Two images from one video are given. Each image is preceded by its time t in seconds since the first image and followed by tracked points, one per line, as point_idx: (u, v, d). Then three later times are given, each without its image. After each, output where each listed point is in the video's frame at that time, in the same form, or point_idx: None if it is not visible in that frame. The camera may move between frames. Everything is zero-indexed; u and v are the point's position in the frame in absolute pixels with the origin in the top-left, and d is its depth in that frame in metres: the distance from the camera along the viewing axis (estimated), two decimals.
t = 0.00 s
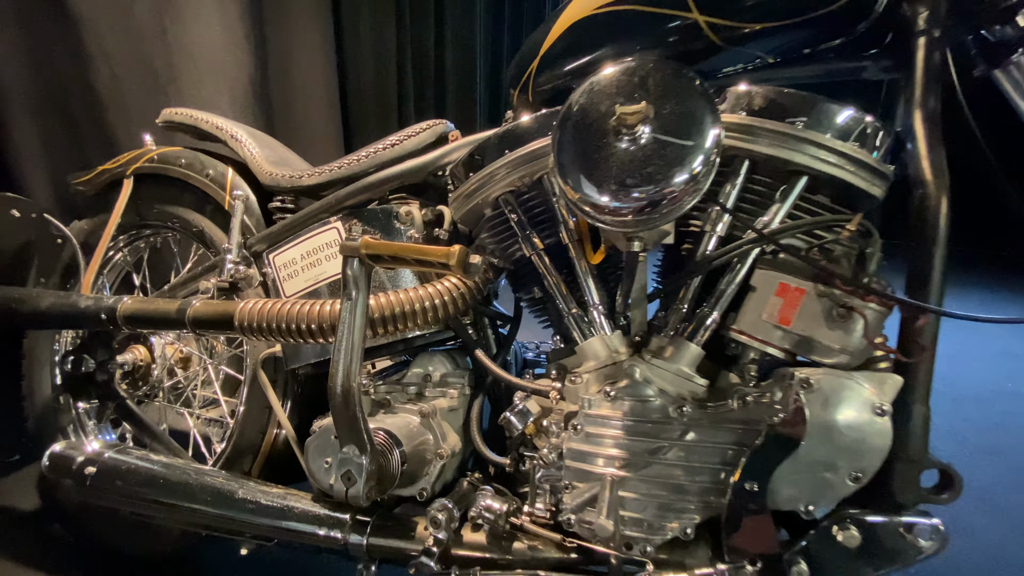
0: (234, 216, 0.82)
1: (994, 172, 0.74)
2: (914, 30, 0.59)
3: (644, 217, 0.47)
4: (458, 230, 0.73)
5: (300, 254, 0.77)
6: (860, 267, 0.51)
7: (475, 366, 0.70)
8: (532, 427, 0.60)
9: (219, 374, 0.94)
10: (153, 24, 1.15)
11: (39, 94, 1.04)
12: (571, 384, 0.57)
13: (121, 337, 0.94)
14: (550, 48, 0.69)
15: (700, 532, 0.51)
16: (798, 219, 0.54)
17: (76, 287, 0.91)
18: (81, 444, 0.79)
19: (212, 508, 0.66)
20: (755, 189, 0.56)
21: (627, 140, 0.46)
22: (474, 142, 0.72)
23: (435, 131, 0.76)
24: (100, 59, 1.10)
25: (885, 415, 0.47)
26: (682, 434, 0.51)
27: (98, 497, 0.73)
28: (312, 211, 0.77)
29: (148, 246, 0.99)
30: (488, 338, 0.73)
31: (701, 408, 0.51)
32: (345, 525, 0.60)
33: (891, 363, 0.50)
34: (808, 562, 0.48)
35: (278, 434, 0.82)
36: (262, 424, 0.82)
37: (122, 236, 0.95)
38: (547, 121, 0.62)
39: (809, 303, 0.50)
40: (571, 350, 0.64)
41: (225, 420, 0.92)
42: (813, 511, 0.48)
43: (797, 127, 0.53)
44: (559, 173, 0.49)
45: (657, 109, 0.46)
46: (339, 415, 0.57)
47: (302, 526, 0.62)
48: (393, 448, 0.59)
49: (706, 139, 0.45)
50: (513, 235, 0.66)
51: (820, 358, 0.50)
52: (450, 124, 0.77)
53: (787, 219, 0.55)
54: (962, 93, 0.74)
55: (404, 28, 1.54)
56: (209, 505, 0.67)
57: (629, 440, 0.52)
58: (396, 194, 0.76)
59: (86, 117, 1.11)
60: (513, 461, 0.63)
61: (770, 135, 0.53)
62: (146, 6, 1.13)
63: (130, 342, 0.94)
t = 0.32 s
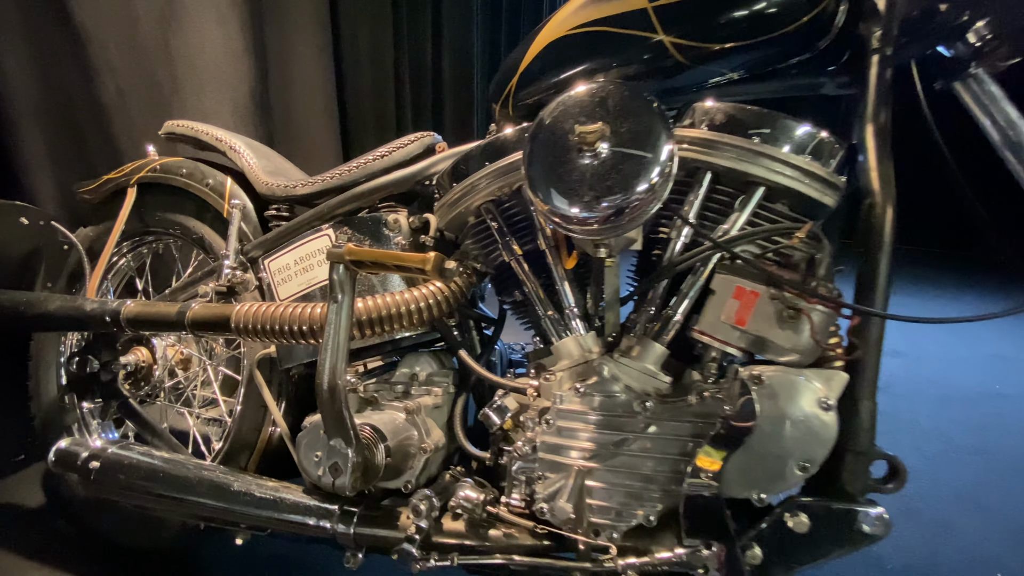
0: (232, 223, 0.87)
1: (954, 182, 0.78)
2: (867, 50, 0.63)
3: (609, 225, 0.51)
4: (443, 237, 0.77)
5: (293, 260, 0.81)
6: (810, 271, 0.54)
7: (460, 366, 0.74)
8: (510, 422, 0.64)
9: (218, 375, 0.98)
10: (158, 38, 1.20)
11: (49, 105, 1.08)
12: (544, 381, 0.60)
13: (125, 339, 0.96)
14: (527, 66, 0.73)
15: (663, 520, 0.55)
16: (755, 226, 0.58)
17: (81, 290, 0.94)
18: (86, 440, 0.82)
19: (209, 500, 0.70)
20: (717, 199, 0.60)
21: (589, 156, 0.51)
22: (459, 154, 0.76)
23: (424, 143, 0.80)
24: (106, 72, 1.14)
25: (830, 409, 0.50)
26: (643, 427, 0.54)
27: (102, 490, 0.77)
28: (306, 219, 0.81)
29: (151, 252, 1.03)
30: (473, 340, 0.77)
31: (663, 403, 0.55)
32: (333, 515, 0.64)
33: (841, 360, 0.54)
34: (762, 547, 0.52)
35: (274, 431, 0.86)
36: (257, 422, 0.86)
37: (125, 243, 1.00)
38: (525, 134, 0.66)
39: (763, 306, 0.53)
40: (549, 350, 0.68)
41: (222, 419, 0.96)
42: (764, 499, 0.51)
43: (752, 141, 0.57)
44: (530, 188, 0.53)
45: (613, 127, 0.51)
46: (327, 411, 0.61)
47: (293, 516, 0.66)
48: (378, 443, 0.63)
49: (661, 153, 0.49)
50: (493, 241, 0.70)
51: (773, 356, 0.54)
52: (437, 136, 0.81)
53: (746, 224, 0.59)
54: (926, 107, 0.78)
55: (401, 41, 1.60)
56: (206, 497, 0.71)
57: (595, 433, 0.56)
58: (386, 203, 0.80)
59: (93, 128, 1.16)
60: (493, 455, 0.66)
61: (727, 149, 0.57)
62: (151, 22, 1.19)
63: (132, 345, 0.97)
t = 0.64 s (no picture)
0: (228, 229, 0.91)
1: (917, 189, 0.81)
2: (823, 66, 0.67)
3: (576, 230, 0.55)
4: (427, 242, 0.81)
5: (285, 264, 0.86)
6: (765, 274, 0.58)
7: (443, 365, 0.78)
8: (487, 417, 0.67)
9: (216, 374, 1.02)
10: (160, 50, 1.25)
11: (55, 115, 1.13)
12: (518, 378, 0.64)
13: (126, 339, 1.01)
14: (505, 82, 0.77)
15: (627, 506, 0.59)
16: (715, 231, 0.62)
17: (84, 293, 0.99)
18: (88, 435, 0.86)
19: (204, 491, 0.74)
20: (682, 206, 0.64)
21: (554, 168, 0.55)
22: (443, 162, 0.79)
23: (411, 152, 0.84)
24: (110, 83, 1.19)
25: (780, 402, 0.54)
26: (606, 419, 0.58)
27: (103, 483, 0.81)
28: (298, 225, 0.85)
29: (151, 256, 1.07)
30: (458, 339, 0.81)
31: (627, 397, 0.58)
32: (321, 505, 0.68)
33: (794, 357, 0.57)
34: (719, 530, 0.55)
35: (267, 428, 0.90)
36: (252, 420, 0.89)
37: (127, 247, 1.04)
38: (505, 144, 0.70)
39: (719, 306, 0.57)
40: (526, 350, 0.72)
41: (219, 417, 0.99)
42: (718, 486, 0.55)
43: (711, 152, 0.61)
44: (502, 198, 0.57)
45: (575, 141, 0.55)
46: (312, 406, 0.65)
47: (283, 506, 0.69)
48: (362, 436, 0.67)
49: (619, 163, 0.54)
50: (474, 246, 0.73)
51: (728, 353, 0.57)
52: (424, 146, 0.85)
53: (708, 229, 0.63)
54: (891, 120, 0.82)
55: (396, 53, 1.65)
56: (201, 489, 0.74)
57: (564, 426, 0.59)
58: (374, 209, 0.84)
59: (97, 137, 1.20)
60: (472, 449, 0.70)
61: (686, 160, 0.61)
62: (154, 36, 1.24)
63: (133, 345, 1.01)
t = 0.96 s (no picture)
0: (230, 237, 0.96)
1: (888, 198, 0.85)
2: (790, 83, 0.71)
3: (553, 239, 0.60)
4: (419, 249, 0.85)
5: (283, 270, 0.90)
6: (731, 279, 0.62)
7: (433, 366, 0.81)
8: (473, 415, 0.71)
9: (217, 376, 1.06)
10: (167, 64, 1.30)
11: (66, 126, 1.17)
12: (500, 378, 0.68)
13: (132, 343, 1.05)
14: (491, 98, 0.82)
15: (602, 499, 0.62)
16: (687, 240, 0.65)
17: (93, 298, 1.03)
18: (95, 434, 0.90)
19: (205, 486, 0.78)
20: (656, 216, 0.68)
21: (530, 182, 0.59)
22: (433, 174, 0.83)
23: (404, 164, 0.89)
24: (118, 96, 1.24)
25: (743, 401, 0.57)
26: (582, 417, 0.62)
27: (109, 479, 0.84)
28: (296, 233, 0.90)
29: (156, 262, 1.12)
30: (448, 342, 0.85)
31: (602, 396, 0.62)
32: (315, 499, 0.72)
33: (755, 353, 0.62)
34: (685, 521, 0.59)
35: (266, 427, 0.94)
36: (251, 419, 0.93)
37: (133, 254, 1.08)
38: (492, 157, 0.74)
39: (687, 311, 0.61)
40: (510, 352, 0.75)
41: (221, 417, 1.03)
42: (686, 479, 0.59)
43: (680, 166, 0.65)
44: (484, 211, 0.62)
45: (547, 157, 0.59)
46: (306, 404, 0.69)
47: (279, 500, 0.73)
48: (354, 433, 0.71)
49: (590, 177, 0.58)
50: (462, 253, 0.77)
51: (695, 354, 0.61)
52: (416, 157, 0.89)
53: (681, 237, 0.67)
54: (863, 132, 0.85)
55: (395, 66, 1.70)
56: (202, 484, 0.78)
57: (543, 423, 0.63)
58: (369, 219, 0.88)
59: (105, 147, 1.25)
60: (459, 446, 0.74)
61: (658, 174, 0.65)
62: (161, 50, 1.29)
63: (139, 348, 1.05)
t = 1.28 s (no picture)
0: (236, 246, 1.01)
1: (858, 210, 0.89)
2: (759, 103, 0.75)
3: (533, 249, 0.65)
4: (413, 257, 0.90)
5: (286, 278, 0.96)
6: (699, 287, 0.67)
7: (426, 368, 0.86)
8: (462, 413, 0.76)
9: (223, 379, 1.11)
10: (176, 79, 1.35)
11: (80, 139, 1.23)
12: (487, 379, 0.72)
13: (142, 346, 1.10)
14: (481, 117, 0.87)
15: (580, 491, 0.67)
16: (660, 250, 0.70)
17: (105, 304, 1.09)
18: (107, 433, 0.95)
19: (211, 480, 0.83)
20: (632, 228, 0.73)
21: (511, 198, 0.65)
22: (428, 187, 0.88)
23: (400, 177, 0.93)
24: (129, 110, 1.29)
25: (708, 398, 0.62)
26: (561, 414, 0.67)
27: (120, 475, 0.89)
28: (298, 243, 0.95)
29: (164, 270, 1.17)
30: (441, 345, 0.90)
31: (580, 396, 0.66)
32: (314, 492, 0.77)
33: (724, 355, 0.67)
34: (655, 510, 0.64)
35: (269, 426, 0.99)
36: (255, 419, 0.98)
37: (143, 262, 1.14)
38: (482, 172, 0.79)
39: (658, 315, 0.66)
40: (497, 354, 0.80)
41: (226, 417, 1.09)
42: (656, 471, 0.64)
43: (653, 183, 0.70)
44: (471, 224, 0.67)
45: (527, 176, 0.65)
46: (306, 402, 0.74)
47: (281, 493, 0.78)
48: (351, 431, 0.75)
49: (566, 194, 0.64)
50: (454, 262, 0.81)
51: (665, 356, 0.66)
52: (412, 171, 0.94)
53: (655, 248, 0.71)
54: (834, 147, 0.90)
55: (396, 80, 1.77)
56: (209, 479, 0.83)
57: (524, 420, 0.68)
58: (367, 229, 0.93)
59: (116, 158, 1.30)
60: (449, 443, 0.79)
61: (632, 189, 0.70)
62: (171, 66, 1.34)
63: (148, 351, 1.10)
